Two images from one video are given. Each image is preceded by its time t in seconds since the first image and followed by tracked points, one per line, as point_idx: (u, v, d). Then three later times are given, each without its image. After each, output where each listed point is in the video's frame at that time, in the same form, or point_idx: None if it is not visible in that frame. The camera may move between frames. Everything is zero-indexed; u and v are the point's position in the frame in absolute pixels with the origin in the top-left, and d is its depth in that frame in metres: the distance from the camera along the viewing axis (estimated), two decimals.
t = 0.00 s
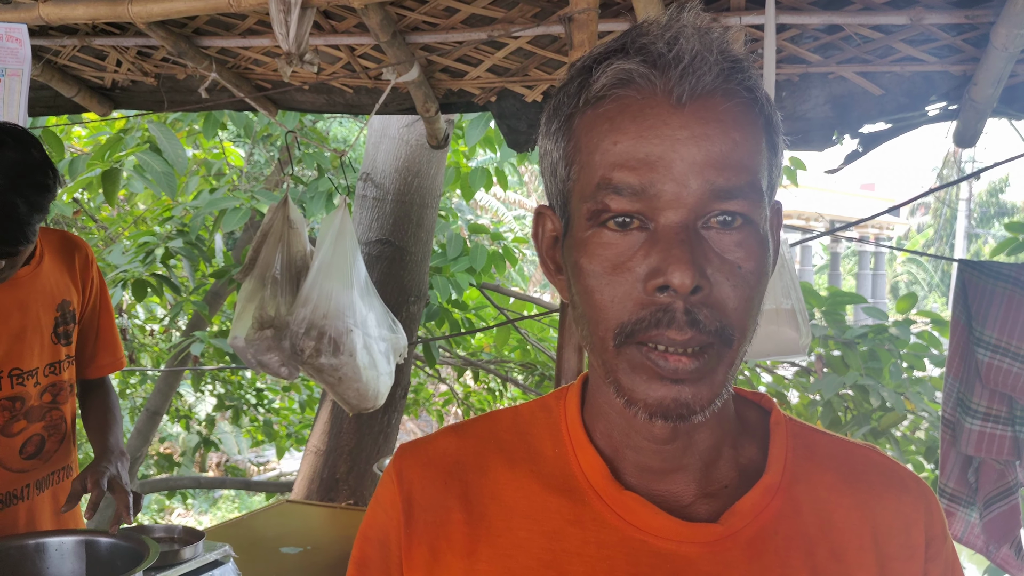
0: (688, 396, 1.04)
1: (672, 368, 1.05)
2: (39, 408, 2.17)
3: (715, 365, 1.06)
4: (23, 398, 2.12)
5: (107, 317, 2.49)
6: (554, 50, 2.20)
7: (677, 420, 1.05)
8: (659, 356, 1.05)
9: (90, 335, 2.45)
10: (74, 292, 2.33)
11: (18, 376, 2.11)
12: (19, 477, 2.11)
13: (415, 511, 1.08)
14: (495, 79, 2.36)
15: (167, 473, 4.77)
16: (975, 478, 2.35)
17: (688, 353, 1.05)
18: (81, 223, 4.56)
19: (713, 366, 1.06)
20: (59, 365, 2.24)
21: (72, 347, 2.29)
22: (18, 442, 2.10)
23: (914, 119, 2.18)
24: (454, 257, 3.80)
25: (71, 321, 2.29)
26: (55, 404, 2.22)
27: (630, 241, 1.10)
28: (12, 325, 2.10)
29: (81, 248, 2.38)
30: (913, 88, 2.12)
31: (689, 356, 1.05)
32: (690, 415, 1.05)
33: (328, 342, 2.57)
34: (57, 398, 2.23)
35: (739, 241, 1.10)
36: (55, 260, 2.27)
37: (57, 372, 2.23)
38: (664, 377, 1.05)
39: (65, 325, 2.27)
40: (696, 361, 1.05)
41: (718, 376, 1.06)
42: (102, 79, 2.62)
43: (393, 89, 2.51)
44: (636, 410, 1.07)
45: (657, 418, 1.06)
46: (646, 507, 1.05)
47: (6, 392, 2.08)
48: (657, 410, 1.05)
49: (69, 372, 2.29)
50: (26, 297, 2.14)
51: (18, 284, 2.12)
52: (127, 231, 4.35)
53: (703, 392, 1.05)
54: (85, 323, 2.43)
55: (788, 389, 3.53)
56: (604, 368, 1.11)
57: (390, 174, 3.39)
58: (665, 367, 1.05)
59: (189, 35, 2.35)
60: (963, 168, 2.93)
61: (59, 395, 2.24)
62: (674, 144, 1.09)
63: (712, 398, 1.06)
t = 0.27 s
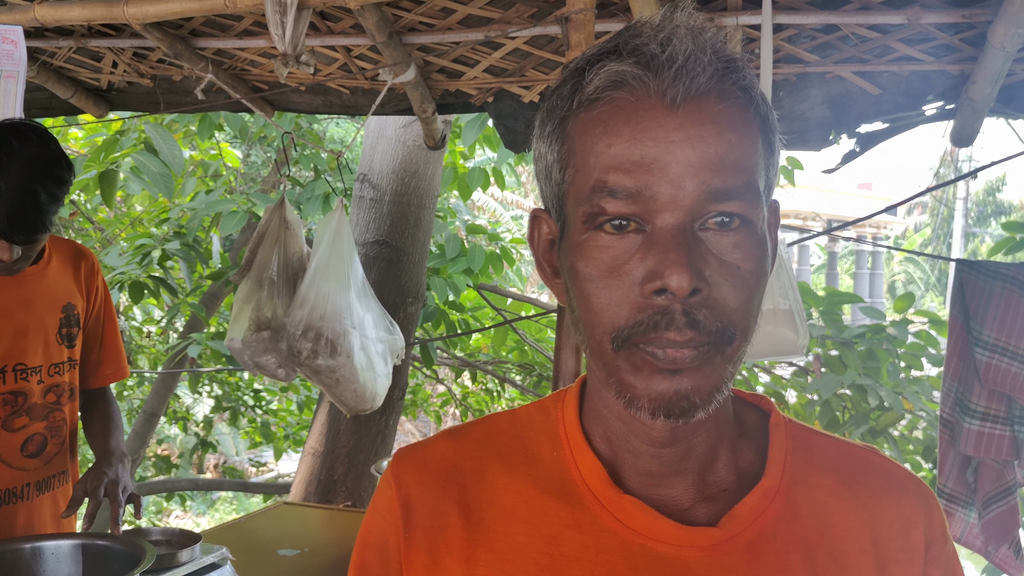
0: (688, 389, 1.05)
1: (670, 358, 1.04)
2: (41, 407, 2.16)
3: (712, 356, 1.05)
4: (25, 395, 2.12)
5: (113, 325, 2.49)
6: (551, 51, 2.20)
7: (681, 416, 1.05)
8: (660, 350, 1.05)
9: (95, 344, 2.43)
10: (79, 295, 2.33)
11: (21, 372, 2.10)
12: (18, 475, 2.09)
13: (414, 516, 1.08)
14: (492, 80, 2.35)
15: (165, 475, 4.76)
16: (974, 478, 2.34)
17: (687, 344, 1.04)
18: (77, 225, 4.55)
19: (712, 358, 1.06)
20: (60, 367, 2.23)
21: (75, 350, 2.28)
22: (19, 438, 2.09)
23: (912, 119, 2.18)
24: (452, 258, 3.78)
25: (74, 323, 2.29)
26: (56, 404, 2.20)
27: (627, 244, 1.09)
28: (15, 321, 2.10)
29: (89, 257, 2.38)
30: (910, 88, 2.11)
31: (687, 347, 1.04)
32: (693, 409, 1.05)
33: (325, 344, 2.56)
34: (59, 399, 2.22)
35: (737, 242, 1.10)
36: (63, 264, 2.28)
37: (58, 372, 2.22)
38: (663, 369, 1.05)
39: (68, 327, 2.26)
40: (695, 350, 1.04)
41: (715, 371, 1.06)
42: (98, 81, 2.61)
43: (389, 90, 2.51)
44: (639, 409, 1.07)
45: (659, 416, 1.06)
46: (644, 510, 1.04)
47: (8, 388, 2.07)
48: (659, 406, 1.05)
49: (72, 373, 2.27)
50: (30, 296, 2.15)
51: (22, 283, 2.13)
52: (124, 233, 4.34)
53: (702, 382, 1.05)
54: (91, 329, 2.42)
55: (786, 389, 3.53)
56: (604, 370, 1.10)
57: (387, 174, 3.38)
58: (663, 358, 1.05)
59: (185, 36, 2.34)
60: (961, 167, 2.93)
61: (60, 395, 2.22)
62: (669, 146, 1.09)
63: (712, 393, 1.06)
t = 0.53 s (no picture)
0: (697, 390, 1.05)
1: (683, 364, 1.05)
2: (42, 404, 2.17)
3: (718, 358, 1.05)
4: (26, 392, 2.13)
5: (117, 332, 2.49)
6: (551, 56, 2.22)
7: (690, 417, 1.06)
8: (673, 354, 1.06)
9: (99, 349, 2.44)
10: (85, 298, 2.34)
11: (23, 369, 2.12)
12: (20, 472, 2.10)
13: (422, 507, 1.09)
14: (492, 84, 2.37)
15: (164, 478, 4.76)
16: (973, 480, 2.35)
17: (697, 348, 1.05)
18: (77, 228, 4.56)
19: (718, 356, 1.06)
20: (63, 367, 2.24)
21: (78, 353, 2.28)
22: (20, 435, 2.11)
23: (909, 123, 2.20)
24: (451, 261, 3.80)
25: (80, 325, 2.30)
26: (58, 403, 2.21)
27: (631, 247, 1.10)
28: (18, 318, 2.13)
29: (94, 264, 2.39)
30: (909, 93, 2.13)
31: (697, 353, 1.05)
32: (702, 410, 1.06)
33: (326, 347, 2.56)
34: (61, 398, 2.23)
35: (740, 239, 1.11)
36: (71, 267, 2.30)
37: (61, 372, 2.23)
38: (677, 373, 1.05)
39: (72, 329, 2.27)
40: (703, 355, 1.05)
41: (722, 367, 1.06)
42: (99, 85, 2.62)
43: (390, 95, 2.52)
44: (650, 411, 1.08)
45: (670, 416, 1.06)
46: (647, 505, 1.05)
47: (9, 383, 2.09)
48: (669, 408, 1.06)
49: (75, 375, 2.28)
50: (35, 295, 2.17)
51: (27, 283, 2.15)
52: (124, 237, 4.35)
53: (710, 383, 1.05)
54: (95, 334, 2.43)
55: (785, 392, 3.54)
56: (617, 373, 1.11)
57: (387, 178, 3.39)
58: (676, 364, 1.05)
59: (186, 40, 2.35)
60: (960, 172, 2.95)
61: (63, 396, 2.23)
62: (669, 148, 1.09)
63: (721, 392, 1.06)
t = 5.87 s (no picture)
0: (688, 362, 1.04)
1: (670, 334, 1.03)
2: (21, 403, 2.15)
3: (712, 333, 1.04)
4: (6, 389, 2.11)
5: (102, 332, 2.48)
6: (541, 43, 2.23)
7: (682, 389, 1.04)
8: (660, 324, 1.04)
9: (82, 349, 2.42)
10: (68, 298, 2.33)
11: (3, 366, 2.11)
12: None
13: (446, 487, 1.07)
14: (483, 72, 2.38)
15: (160, 469, 4.77)
16: (959, 460, 2.36)
17: (688, 319, 1.03)
18: (71, 220, 4.55)
19: (713, 336, 1.04)
20: (43, 366, 2.22)
21: (60, 351, 2.28)
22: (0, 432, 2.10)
23: (900, 108, 2.21)
24: (436, 254, 3.84)
25: (61, 325, 2.29)
26: (37, 403, 2.19)
27: (632, 224, 1.09)
28: None
29: (80, 263, 2.38)
30: (897, 78, 2.14)
31: (687, 323, 1.03)
32: (693, 382, 1.04)
33: (320, 335, 2.57)
34: (42, 397, 2.21)
35: (735, 221, 1.08)
36: (55, 266, 2.29)
37: (41, 371, 2.21)
38: (664, 345, 1.04)
39: (54, 327, 2.26)
40: (694, 326, 1.03)
41: (718, 343, 1.05)
42: (90, 75, 2.62)
43: (381, 83, 2.52)
44: (642, 380, 1.06)
45: (661, 387, 1.05)
46: (662, 480, 1.03)
47: None
48: (660, 379, 1.05)
49: (56, 374, 2.27)
50: (17, 292, 2.16)
51: (8, 279, 2.15)
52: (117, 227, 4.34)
53: (702, 355, 1.04)
54: (79, 334, 2.42)
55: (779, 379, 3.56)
56: (612, 344, 1.09)
57: (379, 167, 3.39)
58: (664, 334, 1.04)
59: (176, 30, 2.34)
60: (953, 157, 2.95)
61: (43, 394, 2.22)
62: (669, 133, 1.08)
63: (714, 365, 1.05)
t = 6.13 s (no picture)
0: (678, 366, 1.06)
1: (660, 337, 1.06)
2: (21, 399, 2.18)
3: (701, 336, 1.06)
4: (7, 386, 2.13)
5: (103, 329, 2.50)
6: (539, 46, 2.25)
7: (671, 389, 1.07)
8: (650, 327, 1.06)
9: (83, 347, 2.44)
10: (70, 295, 2.36)
11: (5, 363, 2.13)
12: None
13: (445, 482, 1.08)
14: (482, 74, 2.40)
15: (162, 466, 4.81)
16: (950, 461, 2.40)
17: (676, 323, 1.06)
18: (73, 218, 4.57)
19: (701, 340, 1.06)
20: (45, 363, 2.25)
21: (61, 348, 2.30)
22: (2, 428, 2.12)
23: (895, 111, 2.24)
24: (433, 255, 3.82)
25: (63, 322, 2.31)
26: (38, 400, 2.22)
27: (623, 231, 1.11)
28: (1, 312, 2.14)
29: (81, 261, 2.40)
30: (893, 81, 2.16)
31: (677, 327, 1.05)
32: (683, 383, 1.07)
33: (320, 335, 2.58)
34: (43, 394, 2.23)
35: (723, 228, 1.10)
36: (56, 265, 2.31)
37: (44, 368, 2.24)
38: (654, 348, 1.06)
39: (55, 325, 2.28)
40: (683, 329, 1.05)
41: (706, 346, 1.07)
42: (94, 76, 2.64)
43: (381, 85, 2.54)
44: (633, 380, 1.08)
45: (652, 389, 1.07)
46: (653, 479, 1.05)
47: None
48: (650, 381, 1.07)
49: (58, 371, 2.29)
50: (19, 291, 2.18)
51: (9, 278, 2.17)
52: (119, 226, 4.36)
53: (691, 358, 1.06)
54: (80, 331, 2.44)
55: (777, 378, 3.59)
56: (605, 344, 1.12)
57: (379, 168, 3.41)
58: (654, 337, 1.06)
59: (179, 31, 2.37)
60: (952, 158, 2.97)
61: (45, 391, 2.24)
62: (657, 143, 1.10)
63: (703, 367, 1.07)
